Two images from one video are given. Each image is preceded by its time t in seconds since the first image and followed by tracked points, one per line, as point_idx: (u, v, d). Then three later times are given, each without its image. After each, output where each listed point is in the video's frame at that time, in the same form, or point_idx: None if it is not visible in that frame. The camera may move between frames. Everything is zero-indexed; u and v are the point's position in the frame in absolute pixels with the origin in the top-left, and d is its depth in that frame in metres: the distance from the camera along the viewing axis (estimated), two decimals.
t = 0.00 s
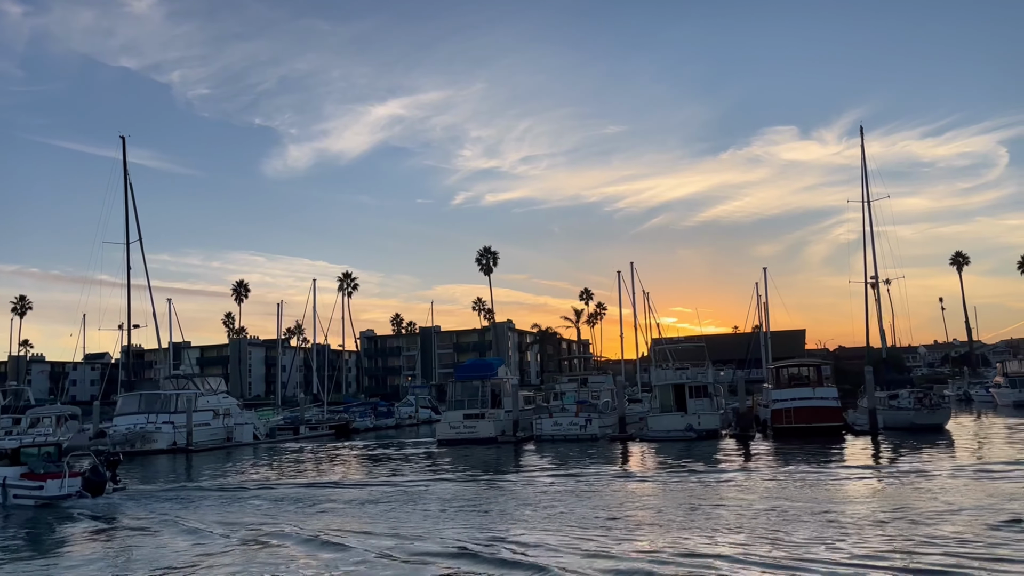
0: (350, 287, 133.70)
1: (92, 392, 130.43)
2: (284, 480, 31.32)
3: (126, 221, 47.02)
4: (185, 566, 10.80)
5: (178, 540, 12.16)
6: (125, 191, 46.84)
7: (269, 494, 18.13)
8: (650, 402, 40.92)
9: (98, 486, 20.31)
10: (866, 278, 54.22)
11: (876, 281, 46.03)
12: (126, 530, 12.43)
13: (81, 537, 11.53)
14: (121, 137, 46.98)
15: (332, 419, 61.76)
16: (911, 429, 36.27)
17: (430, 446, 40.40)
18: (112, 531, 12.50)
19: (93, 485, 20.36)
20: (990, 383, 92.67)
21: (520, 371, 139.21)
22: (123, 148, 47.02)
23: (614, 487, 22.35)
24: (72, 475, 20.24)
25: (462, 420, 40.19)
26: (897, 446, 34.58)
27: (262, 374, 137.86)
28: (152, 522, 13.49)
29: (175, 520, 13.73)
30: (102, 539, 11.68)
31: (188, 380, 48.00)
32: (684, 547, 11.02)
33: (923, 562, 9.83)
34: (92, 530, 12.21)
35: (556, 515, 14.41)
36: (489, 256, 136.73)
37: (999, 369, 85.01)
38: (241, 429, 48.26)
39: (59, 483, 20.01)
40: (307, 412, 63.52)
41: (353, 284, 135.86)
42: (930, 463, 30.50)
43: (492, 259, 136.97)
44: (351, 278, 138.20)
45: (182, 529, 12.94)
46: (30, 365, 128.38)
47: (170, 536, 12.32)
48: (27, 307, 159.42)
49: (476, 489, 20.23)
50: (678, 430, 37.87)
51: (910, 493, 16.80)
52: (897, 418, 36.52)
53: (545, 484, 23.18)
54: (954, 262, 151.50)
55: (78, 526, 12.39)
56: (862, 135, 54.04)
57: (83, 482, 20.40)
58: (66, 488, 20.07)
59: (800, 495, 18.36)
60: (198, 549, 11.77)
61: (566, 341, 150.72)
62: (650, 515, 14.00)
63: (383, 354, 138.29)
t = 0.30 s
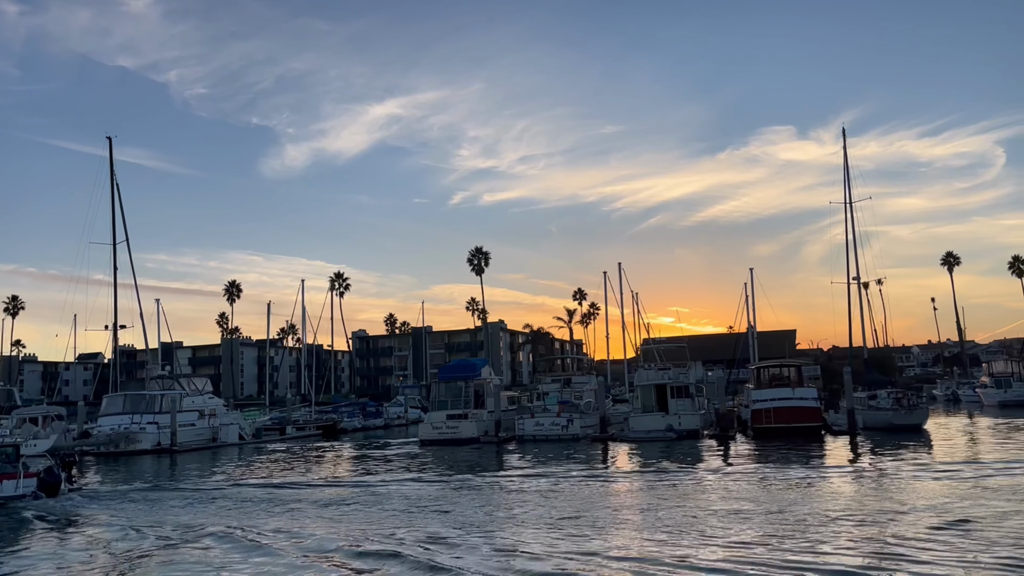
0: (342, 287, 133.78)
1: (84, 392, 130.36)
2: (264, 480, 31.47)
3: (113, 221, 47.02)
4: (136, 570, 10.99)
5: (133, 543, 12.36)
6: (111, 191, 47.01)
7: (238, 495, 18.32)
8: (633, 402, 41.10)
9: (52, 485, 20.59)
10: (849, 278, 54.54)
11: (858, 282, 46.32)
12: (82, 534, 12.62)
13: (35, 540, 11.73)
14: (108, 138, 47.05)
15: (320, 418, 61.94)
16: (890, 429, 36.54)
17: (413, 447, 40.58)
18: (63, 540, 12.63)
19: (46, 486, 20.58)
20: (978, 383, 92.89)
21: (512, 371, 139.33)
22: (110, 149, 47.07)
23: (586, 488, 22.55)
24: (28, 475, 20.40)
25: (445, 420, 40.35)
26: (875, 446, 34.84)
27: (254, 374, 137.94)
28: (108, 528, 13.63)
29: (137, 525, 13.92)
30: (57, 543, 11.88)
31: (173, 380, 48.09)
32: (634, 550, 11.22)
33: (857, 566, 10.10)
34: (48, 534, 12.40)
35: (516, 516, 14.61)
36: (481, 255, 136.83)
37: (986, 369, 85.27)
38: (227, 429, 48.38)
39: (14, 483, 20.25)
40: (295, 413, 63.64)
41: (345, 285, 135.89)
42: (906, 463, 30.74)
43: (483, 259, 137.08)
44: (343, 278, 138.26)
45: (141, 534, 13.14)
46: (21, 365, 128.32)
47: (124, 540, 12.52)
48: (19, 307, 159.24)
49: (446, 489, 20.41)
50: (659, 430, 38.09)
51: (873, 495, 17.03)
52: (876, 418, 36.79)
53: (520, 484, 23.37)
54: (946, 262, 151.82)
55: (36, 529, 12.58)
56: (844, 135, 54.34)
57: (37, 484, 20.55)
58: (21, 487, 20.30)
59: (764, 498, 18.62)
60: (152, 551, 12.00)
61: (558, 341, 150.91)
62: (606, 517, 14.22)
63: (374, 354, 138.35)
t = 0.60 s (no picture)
0: (334, 287, 134.05)
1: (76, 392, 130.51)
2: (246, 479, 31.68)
3: (100, 222, 47.30)
4: (89, 573, 11.18)
5: (86, 548, 12.62)
6: (97, 192, 47.20)
7: (204, 496, 18.47)
8: (615, 403, 41.30)
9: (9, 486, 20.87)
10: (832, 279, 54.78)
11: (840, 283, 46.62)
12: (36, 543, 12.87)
13: None
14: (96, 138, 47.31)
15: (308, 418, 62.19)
16: (869, 429, 36.81)
17: (396, 447, 40.79)
18: (21, 545, 12.80)
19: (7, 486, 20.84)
20: (966, 383, 93.25)
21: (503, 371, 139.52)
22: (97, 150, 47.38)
23: (558, 488, 22.74)
24: None
25: (428, 420, 40.57)
26: (853, 446, 35.12)
27: (245, 374, 138.09)
28: (67, 531, 13.86)
29: (98, 527, 14.11)
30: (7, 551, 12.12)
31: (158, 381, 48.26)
32: (575, 554, 11.46)
33: (793, 569, 10.35)
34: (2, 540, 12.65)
35: (473, 516, 14.87)
36: (472, 256, 137.04)
37: (974, 369, 85.61)
38: (212, 429, 48.58)
39: None
40: (283, 413, 63.85)
41: (336, 285, 136.01)
42: (881, 463, 31.01)
43: (475, 260, 137.22)
44: (335, 278, 138.39)
45: (98, 537, 13.38)
46: (14, 365, 128.52)
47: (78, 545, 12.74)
48: (13, 308, 159.31)
49: (414, 489, 20.63)
50: (638, 430, 38.36)
51: (831, 497, 17.30)
52: (855, 418, 37.06)
53: (495, 484, 23.59)
54: (938, 262, 152.19)
55: None
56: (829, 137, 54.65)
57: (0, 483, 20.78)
58: None
59: (730, 499, 18.84)
60: (106, 555, 12.17)
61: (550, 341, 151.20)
62: (562, 520, 14.44)
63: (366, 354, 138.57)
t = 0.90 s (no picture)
0: (326, 287, 134.23)
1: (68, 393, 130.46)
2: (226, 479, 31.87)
3: (85, 223, 47.47)
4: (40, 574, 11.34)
5: (40, 548, 12.78)
6: (83, 193, 47.37)
7: (172, 496, 18.62)
8: (598, 403, 41.51)
9: None
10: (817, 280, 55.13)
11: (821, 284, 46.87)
12: None
13: None
14: (81, 138, 47.47)
15: (296, 418, 62.44)
16: (847, 429, 37.08)
17: (378, 447, 40.96)
18: None
19: None
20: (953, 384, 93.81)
21: (495, 371, 139.83)
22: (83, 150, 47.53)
23: (531, 488, 22.89)
24: None
25: (410, 421, 40.76)
26: (831, 446, 35.39)
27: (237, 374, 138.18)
28: (27, 531, 14.02)
29: (57, 529, 14.22)
30: None
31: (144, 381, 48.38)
32: (520, 552, 11.67)
33: (729, 568, 10.56)
34: None
35: (432, 515, 15.09)
36: (464, 256, 137.35)
37: (961, 369, 86.15)
38: (198, 430, 48.71)
39: None
40: (270, 414, 64.03)
41: (328, 285, 136.11)
42: (857, 463, 31.28)
43: (466, 260, 137.51)
44: (326, 279, 138.58)
45: (55, 537, 13.55)
46: (6, 365, 128.41)
47: (34, 546, 12.91)
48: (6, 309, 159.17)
49: (384, 488, 20.83)
50: (619, 431, 38.61)
51: (792, 498, 17.59)
52: (834, 419, 37.35)
53: (468, 484, 23.83)
54: (928, 262, 152.84)
55: None
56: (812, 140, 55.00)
57: None
58: None
59: (694, 501, 19.06)
60: (59, 555, 12.31)
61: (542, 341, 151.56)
62: (521, 520, 14.61)
63: (358, 355, 138.76)
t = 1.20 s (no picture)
0: (318, 288, 134.34)
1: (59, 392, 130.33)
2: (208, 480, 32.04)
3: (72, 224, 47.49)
4: None
5: None
6: (70, 192, 47.39)
7: (143, 496, 18.84)
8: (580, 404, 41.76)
9: None
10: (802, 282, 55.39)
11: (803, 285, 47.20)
12: None
13: None
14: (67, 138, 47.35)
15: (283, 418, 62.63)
16: (826, 430, 37.41)
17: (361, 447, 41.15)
18: None
19: None
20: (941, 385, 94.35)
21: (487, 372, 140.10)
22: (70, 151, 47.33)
23: (504, 488, 23.13)
24: None
25: (393, 421, 40.94)
26: (809, 447, 35.69)
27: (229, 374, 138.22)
28: None
29: (20, 529, 14.42)
30: None
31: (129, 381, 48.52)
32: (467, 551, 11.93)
33: (666, 568, 10.84)
34: None
35: (392, 515, 15.34)
36: (455, 256, 137.58)
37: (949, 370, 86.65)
38: (183, 430, 48.85)
39: None
40: (257, 414, 64.18)
41: (320, 285, 136.19)
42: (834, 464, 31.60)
43: (458, 260, 137.69)
44: (318, 279, 138.67)
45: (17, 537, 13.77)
46: None
47: None
48: None
49: (355, 488, 21.06)
50: (600, 431, 38.86)
51: (752, 500, 17.89)
52: (813, 420, 37.65)
53: (442, 484, 24.07)
54: (919, 263, 153.55)
55: None
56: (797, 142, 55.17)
57: None
58: None
59: (659, 501, 19.35)
60: (13, 556, 12.52)
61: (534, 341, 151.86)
62: (480, 519, 14.84)
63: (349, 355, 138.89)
